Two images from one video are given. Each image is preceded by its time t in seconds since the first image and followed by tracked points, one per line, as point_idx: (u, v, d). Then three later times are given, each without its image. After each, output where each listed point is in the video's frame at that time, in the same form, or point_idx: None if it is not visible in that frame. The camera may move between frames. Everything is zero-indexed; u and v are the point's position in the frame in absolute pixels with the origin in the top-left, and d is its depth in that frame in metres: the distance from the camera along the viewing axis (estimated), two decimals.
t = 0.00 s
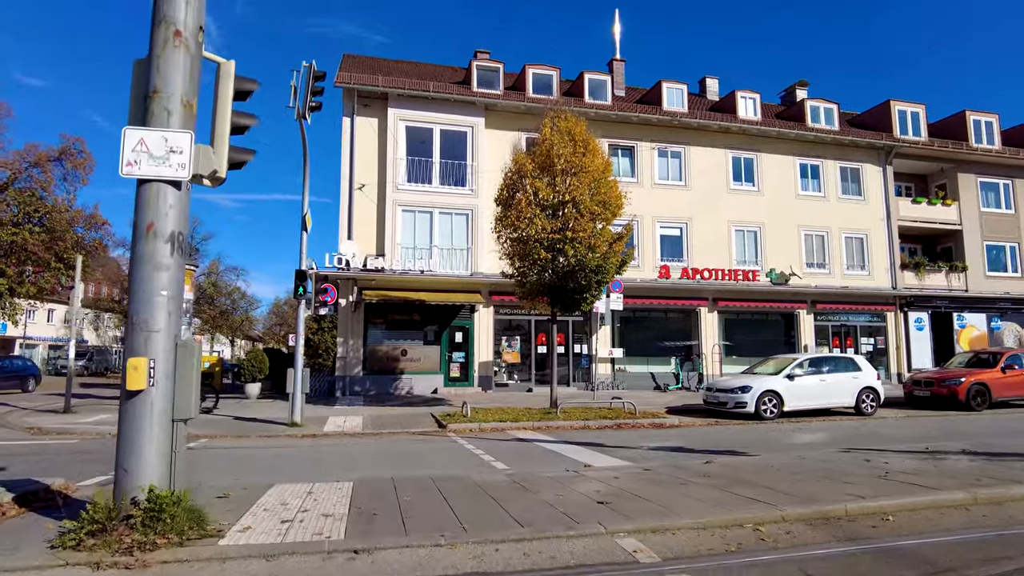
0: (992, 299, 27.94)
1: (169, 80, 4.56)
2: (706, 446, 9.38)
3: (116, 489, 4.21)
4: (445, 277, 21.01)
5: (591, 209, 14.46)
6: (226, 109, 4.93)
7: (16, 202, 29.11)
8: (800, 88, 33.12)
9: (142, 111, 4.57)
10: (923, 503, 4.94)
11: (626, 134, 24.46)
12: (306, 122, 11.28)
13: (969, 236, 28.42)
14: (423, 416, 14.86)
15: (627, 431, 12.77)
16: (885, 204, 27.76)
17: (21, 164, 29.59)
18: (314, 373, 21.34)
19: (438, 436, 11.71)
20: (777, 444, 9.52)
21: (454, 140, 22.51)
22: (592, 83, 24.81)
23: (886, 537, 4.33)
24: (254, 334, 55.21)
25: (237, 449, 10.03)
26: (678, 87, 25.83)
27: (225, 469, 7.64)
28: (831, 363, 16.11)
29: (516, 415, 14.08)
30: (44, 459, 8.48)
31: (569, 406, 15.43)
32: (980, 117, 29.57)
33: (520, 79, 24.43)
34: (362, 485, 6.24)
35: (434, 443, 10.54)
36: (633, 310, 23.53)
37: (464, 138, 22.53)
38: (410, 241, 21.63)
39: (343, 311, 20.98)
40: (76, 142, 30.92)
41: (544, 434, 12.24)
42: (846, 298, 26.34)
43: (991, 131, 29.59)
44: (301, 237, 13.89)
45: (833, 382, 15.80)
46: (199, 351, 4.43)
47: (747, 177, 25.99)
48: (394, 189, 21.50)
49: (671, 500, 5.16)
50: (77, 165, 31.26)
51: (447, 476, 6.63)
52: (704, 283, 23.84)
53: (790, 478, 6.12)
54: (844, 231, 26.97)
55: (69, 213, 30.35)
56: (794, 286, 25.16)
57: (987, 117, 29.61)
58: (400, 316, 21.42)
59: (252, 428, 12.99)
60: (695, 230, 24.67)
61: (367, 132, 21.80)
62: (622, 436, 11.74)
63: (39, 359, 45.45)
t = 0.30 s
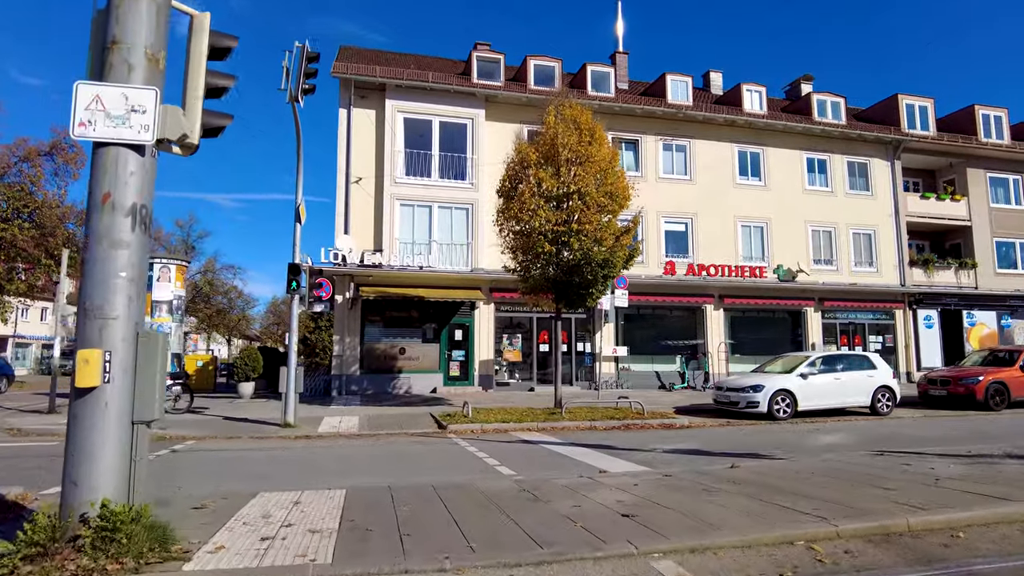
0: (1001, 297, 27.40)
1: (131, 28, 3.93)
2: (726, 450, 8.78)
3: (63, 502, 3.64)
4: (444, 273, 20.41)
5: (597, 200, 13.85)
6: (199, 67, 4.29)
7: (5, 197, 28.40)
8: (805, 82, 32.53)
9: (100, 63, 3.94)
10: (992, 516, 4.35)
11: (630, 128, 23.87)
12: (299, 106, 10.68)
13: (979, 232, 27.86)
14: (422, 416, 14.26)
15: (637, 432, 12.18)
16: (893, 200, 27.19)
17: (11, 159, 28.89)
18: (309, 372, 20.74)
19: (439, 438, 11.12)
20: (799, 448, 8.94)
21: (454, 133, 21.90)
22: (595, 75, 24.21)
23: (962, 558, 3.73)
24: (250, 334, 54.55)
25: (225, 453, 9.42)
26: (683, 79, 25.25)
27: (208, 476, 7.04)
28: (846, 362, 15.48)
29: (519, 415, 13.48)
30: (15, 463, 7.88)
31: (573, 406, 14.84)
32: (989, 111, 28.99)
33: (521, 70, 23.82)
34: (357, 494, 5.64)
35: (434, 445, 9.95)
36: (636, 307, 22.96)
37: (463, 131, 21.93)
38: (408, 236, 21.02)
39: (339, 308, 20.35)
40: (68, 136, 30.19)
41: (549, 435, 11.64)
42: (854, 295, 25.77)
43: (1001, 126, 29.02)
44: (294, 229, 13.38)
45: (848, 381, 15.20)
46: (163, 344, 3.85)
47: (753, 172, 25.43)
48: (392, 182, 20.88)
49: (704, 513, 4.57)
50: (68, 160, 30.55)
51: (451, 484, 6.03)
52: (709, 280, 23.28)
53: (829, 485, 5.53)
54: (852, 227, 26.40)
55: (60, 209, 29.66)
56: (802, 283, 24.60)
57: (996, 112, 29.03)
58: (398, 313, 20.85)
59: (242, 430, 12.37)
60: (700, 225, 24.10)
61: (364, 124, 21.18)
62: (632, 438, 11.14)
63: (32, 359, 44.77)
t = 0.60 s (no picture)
0: (1010, 297, 26.90)
1: None
2: (747, 461, 8.22)
3: None
4: (443, 273, 19.81)
5: (604, 196, 13.26)
6: (166, 24, 3.67)
7: None
8: (810, 79, 32.01)
9: (47, 19, 3.35)
10: None
11: (633, 124, 23.31)
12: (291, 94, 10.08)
13: (987, 231, 27.36)
14: (421, 422, 13.65)
15: (647, 439, 11.59)
16: (900, 198, 26.65)
17: None
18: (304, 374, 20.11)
19: (439, 446, 10.52)
20: (826, 459, 8.38)
21: (453, 128, 21.28)
22: (598, 69, 23.63)
23: None
24: (246, 335, 53.79)
25: (212, 464, 8.83)
26: (687, 75, 24.69)
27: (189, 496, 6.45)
28: (861, 364, 14.89)
29: (523, 421, 12.88)
30: None
31: (578, 410, 14.24)
32: (997, 108, 28.48)
33: (522, 64, 23.22)
34: (354, 518, 5.07)
35: (435, 456, 9.35)
36: (640, 307, 22.39)
37: (463, 126, 21.31)
38: (406, 235, 20.41)
39: (334, 309, 19.72)
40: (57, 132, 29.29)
41: (555, 443, 11.06)
42: (861, 295, 25.24)
43: (1009, 123, 28.50)
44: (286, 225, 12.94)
45: (863, 384, 14.60)
46: (116, 347, 3.42)
47: (759, 169, 24.89)
48: (389, 179, 20.27)
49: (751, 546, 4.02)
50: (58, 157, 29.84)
51: (457, 505, 5.47)
52: (715, 280, 22.72)
53: (880, 508, 4.98)
54: (859, 225, 25.86)
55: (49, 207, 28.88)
56: (809, 283, 24.07)
57: (1005, 109, 28.52)
58: (395, 314, 20.24)
59: (233, 437, 11.76)
60: (705, 224, 23.55)
61: (361, 119, 20.57)
62: (643, 445, 10.57)
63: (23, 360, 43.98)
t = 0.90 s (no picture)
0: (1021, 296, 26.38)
1: None
2: (774, 469, 7.67)
3: None
4: (444, 270, 19.23)
5: (614, 187, 12.68)
6: None
7: None
8: (816, 74, 31.47)
9: None
10: None
11: (639, 117, 22.75)
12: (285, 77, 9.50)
13: (998, 229, 26.84)
14: (422, 424, 13.07)
15: (660, 443, 11.03)
16: (910, 195, 26.11)
17: None
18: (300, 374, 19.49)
19: (442, 450, 9.95)
20: (857, 466, 7.83)
21: (454, 121, 20.69)
22: (602, 62, 23.06)
23: None
24: (242, 334, 53.02)
25: (199, 471, 8.25)
26: (693, 68, 24.16)
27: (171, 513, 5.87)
28: (880, 364, 14.32)
29: (528, 423, 12.29)
30: None
31: (586, 412, 13.65)
32: (1007, 104, 27.95)
33: (524, 56, 22.61)
34: (354, 542, 4.53)
35: (439, 462, 8.78)
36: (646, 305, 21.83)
37: (464, 119, 20.72)
38: (405, 231, 19.81)
39: (331, 307, 19.11)
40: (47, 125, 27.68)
41: (564, 446, 10.48)
42: (871, 293, 24.70)
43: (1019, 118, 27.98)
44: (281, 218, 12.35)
45: (881, 384, 14.04)
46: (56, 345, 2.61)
47: (766, 164, 24.35)
48: (388, 172, 19.67)
49: None
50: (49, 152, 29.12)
51: (468, 524, 4.92)
52: (723, 278, 22.17)
53: (945, 529, 4.46)
54: (868, 222, 25.30)
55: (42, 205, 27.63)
56: (817, 281, 23.53)
57: (1015, 104, 28.00)
58: (394, 312, 19.65)
59: (224, 440, 11.16)
60: (712, 220, 23.01)
61: (359, 111, 19.97)
62: (657, 450, 10.01)
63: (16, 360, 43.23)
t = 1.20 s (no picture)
0: None
1: None
2: (802, 475, 7.13)
3: None
4: (443, 266, 18.65)
5: (622, 178, 12.11)
6: None
7: None
8: (820, 69, 30.96)
9: None
10: None
11: (643, 111, 22.21)
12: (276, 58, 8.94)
13: (1007, 226, 26.33)
14: (421, 426, 12.49)
15: (671, 446, 10.47)
16: (918, 191, 25.58)
17: None
18: (295, 374, 18.92)
19: (442, 454, 9.39)
20: (890, 473, 7.29)
21: (453, 113, 20.11)
22: (605, 54, 22.54)
23: None
24: (238, 333, 52.34)
25: (181, 478, 7.68)
26: (698, 61, 23.66)
27: (144, 528, 5.31)
28: (896, 363, 13.77)
29: (533, 425, 11.74)
30: None
31: (591, 413, 13.07)
32: (1015, 99, 27.44)
33: (525, 48, 22.04)
34: (345, 564, 3.98)
35: (439, 468, 8.21)
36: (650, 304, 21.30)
37: (464, 111, 20.15)
38: (403, 226, 19.23)
39: (326, 304, 18.52)
40: (37, 119, 26.81)
41: (571, 450, 9.91)
42: (879, 292, 24.18)
43: None
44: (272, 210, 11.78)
45: (898, 385, 13.48)
46: None
47: (772, 159, 23.85)
48: (386, 166, 19.08)
49: None
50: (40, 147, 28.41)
51: (475, 542, 4.37)
52: (729, 275, 21.66)
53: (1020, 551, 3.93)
54: (876, 219, 24.78)
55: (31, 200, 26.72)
56: (825, 279, 23.02)
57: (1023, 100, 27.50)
58: (392, 310, 19.08)
59: (212, 444, 10.58)
60: (717, 216, 22.49)
61: (356, 103, 19.41)
62: (669, 453, 9.46)
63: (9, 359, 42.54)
